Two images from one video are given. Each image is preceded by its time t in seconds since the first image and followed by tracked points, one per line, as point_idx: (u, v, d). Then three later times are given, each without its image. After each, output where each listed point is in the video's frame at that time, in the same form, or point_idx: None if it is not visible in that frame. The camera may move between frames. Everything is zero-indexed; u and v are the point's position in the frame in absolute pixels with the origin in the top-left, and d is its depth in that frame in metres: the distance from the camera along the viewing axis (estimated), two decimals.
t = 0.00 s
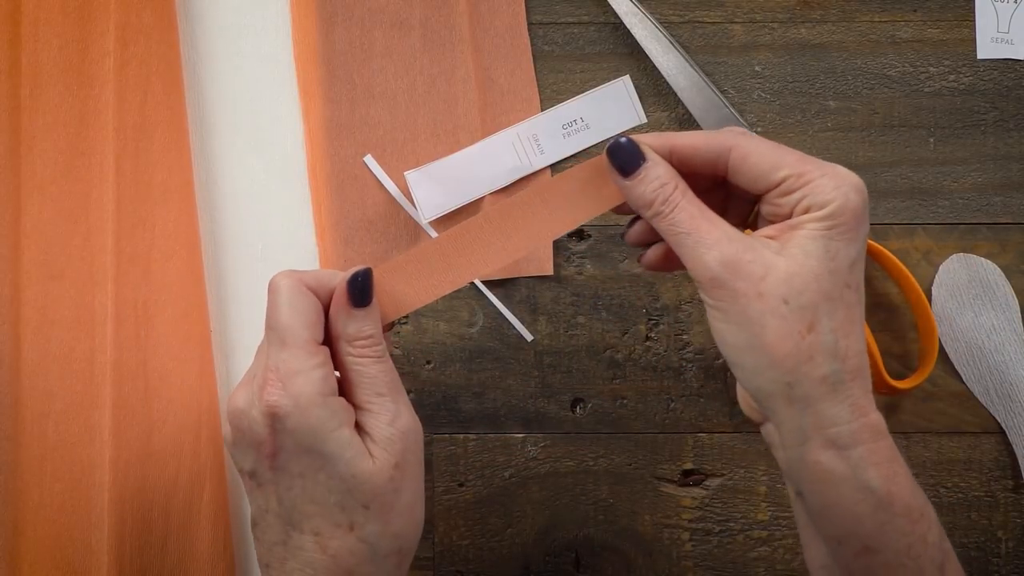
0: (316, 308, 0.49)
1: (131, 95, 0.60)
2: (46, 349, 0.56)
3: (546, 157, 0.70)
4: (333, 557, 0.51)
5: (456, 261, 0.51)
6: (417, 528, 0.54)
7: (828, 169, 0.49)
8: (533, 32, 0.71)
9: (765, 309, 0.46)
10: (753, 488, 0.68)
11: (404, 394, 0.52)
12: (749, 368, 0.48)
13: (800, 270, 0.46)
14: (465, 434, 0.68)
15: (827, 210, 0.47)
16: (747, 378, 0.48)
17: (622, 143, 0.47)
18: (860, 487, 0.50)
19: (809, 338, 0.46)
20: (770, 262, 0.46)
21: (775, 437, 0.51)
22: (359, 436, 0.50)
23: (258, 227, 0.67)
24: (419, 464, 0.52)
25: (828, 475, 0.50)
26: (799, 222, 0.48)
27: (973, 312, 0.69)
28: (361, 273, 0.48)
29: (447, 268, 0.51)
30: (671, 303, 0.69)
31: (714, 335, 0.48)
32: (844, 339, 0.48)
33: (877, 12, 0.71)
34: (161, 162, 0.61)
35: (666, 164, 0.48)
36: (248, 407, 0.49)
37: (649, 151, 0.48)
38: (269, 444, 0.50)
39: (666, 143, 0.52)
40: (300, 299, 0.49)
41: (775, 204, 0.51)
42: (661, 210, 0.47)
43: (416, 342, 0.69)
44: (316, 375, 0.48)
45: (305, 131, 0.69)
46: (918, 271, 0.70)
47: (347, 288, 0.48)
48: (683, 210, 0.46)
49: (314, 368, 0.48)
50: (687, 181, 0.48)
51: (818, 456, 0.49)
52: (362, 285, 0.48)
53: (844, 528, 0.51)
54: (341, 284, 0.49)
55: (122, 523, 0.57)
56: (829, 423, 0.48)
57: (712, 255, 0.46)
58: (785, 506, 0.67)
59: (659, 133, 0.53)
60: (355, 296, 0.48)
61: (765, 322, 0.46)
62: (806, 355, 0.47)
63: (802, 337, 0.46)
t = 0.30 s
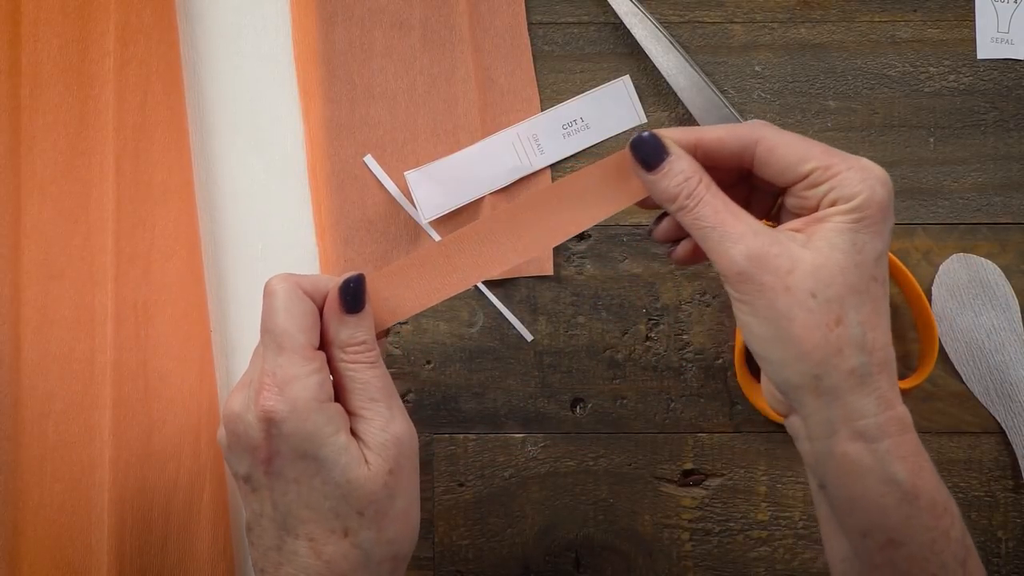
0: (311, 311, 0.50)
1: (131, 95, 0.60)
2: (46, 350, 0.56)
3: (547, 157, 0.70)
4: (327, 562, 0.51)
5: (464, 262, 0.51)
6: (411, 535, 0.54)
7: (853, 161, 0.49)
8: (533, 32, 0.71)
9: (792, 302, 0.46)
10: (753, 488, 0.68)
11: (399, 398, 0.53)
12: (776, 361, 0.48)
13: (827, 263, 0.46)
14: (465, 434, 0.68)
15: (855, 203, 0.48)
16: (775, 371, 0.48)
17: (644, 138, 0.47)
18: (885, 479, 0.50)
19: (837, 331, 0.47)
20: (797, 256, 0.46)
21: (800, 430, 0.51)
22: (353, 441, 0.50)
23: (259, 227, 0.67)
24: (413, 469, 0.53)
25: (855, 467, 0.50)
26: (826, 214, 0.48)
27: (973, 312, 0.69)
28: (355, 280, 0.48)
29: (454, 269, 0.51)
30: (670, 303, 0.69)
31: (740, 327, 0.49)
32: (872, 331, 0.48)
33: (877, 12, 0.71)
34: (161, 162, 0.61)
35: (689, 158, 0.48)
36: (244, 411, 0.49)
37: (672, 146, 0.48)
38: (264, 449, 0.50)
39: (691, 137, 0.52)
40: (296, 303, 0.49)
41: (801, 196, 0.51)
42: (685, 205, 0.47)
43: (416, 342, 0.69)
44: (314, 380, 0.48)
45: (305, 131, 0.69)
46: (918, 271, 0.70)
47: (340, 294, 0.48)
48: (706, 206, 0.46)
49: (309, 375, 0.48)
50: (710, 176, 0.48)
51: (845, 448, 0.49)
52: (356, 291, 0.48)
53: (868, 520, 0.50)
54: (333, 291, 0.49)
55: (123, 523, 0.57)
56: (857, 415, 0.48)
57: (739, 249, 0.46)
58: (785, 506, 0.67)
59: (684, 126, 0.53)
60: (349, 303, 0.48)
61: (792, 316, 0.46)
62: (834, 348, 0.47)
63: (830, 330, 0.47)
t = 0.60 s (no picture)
0: (303, 311, 0.50)
1: (131, 95, 0.61)
2: (47, 350, 0.56)
3: (547, 157, 0.70)
4: (320, 562, 0.51)
5: (460, 259, 0.51)
6: (403, 534, 0.54)
7: (853, 161, 0.49)
8: (532, 32, 0.71)
9: (789, 300, 0.46)
10: (753, 488, 0.68)
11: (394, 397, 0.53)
12: (771, 360, 0.48)
13: (825, 263, 0.47)
14: (465, 434, 0.68)
15: (855, 203, 0.48)
16: (770, 370, 0.48)
17: (645, 133, 0.47)
18: (879, 478, 0.50)
19: (834, 330, 0.47)
20: (794, 255, 0.46)
21: (793, 428, 0.52)
22: (346, 440, 0.50)
23: (259, 227, 0.67)
24: (405, 469, 0.53)
25: (849, 466, 0.50)
26: (825, 214, 0.48)
27: (973, 312, 0.69)
28: (350, 279, 0.48)
29: (450, 266, 0.51)
30: (671, 303, 0.69)
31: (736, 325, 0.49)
32: (868, 331, 0.48)
33: (877, 12, 0.71)
34: (162, 163, 0.62)
35: (687, 155, 0.48)
36: (236, 413, 0.49)
37: (671, 141, 0.47)
38: (255, 450, 0.49)
39: (693, 134, 0.51)
40: (288, 303, 0.49)
41: (801, 195, 0.51)
42: (683, 201, 0.47)
43: (416, 342, 0.69)
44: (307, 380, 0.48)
45: (305, 131, 0.69)
46: (918, 271, 0.70)
47: (336, 292, 0.48)
48: (704, 201, 0.46)
49: (302, 375, 0.48)
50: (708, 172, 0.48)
51: (840, 446, 0.49)
52: (352, 291, 0.48)
53: (862, 519, 0.51)
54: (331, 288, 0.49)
55: (122, 523, 0.57)
56: (851, 415, 0.49)
57: (737, 248, 0.46)
58: (785, 506, 0.67)
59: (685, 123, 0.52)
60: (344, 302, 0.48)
61: (790, 314, 0.46)
62: (830, 347, 0.47)
63: (826, 329, 0.47)
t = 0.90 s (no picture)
0: (287, 312, 0.50)
1: (131, 95, 0.61)
2: (47, 350, 0.56)
3: (547, 157, 0.70)
4: (309, 561, 0.51)
5: (456, 252, 0.51)
6: (394, 532, 0.54)
7: (849, 155, 0.49)
8: (532, 32, 0.71)
9: (781, 297, 0.46)
10: (753, 488, 0.68)
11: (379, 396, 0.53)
12: (765, 355, 0.48)
13: (818, 260, 0.47)
14: (465, 434, 0.68)
15: (849, 195, 0.48)
16: (764, 365, 0.49)
17: (635, 135, 0.46)
18: (875, 472, 0.50)
19: (828, 326, 0.47)
20: (787, 252, 0.46)
21: (789, 425, 0.51)
22: (334, 440, 0.50)
23: (258, 228, 0.67)
24: (395, 467, 0.53)
25: (845, 461, 0.50)
26: (819, 206, 0.48)
27: (973, 312, 0.69)
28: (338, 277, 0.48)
29: (438, 263, 0.51)
30: (671, 303, 0.69)
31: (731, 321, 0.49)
32: (862, 327, 0.48)
33: (877, 12, 0.71)
34: (162, 162, 0.63)
35: (678, 154, 0.48)
36: (222, 413, 0.49)
37: (661, 140, 0.47)
38: (243, 450, 0.49)
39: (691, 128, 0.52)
40: (272, 304, 0.49)
41: (796, 189, 0.51)
42: (675, 201, 0.47)
43: (416, 341, 0.69)
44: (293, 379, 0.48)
45: (305, 131, 0.69)
46: (918, 271, 0.70)
47: (324, 290, 0.48)
48: (695, 201, 0.46)
49: (286, 375, 0.48)
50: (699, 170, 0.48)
51: (835, 441, 0.49)
52: (342, 288, 0.48)
53: (857, 514, 0.50)
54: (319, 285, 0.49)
55: (122, 522, 0.58)
56: (846, 409, 0.49)
57: (729, 244, 0.46)
58: (785, 506, 0.67)
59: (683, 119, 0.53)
60: (332, 299, 0.48)
61: (783, 310, 0.46)
62: (824, 343, 0.47)
63: (821, 325, 0.47)
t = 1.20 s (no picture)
0: (283, 312, 0.50)
1: (131, 96, 0.61)
2: (47, 349, 0.56)
3: (547, 156, 0.70)
4: (305, 561, 0.51)
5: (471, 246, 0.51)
6: (388, 534, 0.54)
7: (863, 150, 0.49)
8: (531, 32, 0.71)
9: (797, 286, 0.46)
10: (753, 488, 0.68)
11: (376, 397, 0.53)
12: (777, 346, 0.48)
13: (832, 250, 0.47)
14: (465, 434, 0.68)
15: (863, 189, 0.48)
16: (775, 357, 0.48)
17: (650, 122, 0.46)
18: (885, 464, 0.50)
19: (841, 317, 0.47)
20: (801, 243, 0.46)
21: (799, 417, 0.51)
22: (328, 440, 0.50)
23: (258, 228, 0.67)
24: (389, 468, 0.53)
25: (856, 453, 0.49)
26: (833, 200, 0.48)
27: (973, 312, 0.69)
28: (331, 277, 0.48)
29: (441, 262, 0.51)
30: (671, 303, 0.69)
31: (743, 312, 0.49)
32: (874, 319, 0.48)
33: (877, 12, 0.71)
34: (162, 163, 0.63)
35: (694, 143, 0.48)
36: (218, 413, 0.49)
37: (677, 130, 0.48)
38: (238, 450, 0.49)
39: (705, 122, 0.52)
40: (268, 304, 0.49)
41: (810, 181, 0.51)
42: (688, 190, 0.47)
43: (416, 341, 0.69)
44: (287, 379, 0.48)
45: (305, 131, 0.69)
46: (918, 271, 0.70)
47: (317, 290, 0.48)
48: (709, 190, 0.47)
49: (282, 375, 0.48)
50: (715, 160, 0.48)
51: (846, 433, 0.49)
52: (335, 288, 0.48)
53: (867, 506, 0.50)
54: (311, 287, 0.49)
55: (122, 522, 0.58)
56: (857, 401, 0.48)
57: (744, 233, 0.46)
58: (785, 506, 0.67)
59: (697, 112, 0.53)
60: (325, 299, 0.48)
61: (797, 300, 0.46)
62: (837, 333, 0.47)
63: (834, 315, 0.47)
